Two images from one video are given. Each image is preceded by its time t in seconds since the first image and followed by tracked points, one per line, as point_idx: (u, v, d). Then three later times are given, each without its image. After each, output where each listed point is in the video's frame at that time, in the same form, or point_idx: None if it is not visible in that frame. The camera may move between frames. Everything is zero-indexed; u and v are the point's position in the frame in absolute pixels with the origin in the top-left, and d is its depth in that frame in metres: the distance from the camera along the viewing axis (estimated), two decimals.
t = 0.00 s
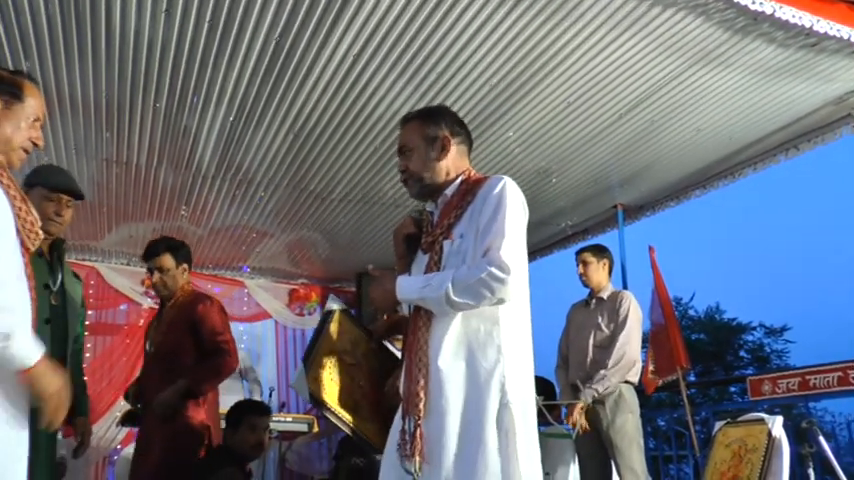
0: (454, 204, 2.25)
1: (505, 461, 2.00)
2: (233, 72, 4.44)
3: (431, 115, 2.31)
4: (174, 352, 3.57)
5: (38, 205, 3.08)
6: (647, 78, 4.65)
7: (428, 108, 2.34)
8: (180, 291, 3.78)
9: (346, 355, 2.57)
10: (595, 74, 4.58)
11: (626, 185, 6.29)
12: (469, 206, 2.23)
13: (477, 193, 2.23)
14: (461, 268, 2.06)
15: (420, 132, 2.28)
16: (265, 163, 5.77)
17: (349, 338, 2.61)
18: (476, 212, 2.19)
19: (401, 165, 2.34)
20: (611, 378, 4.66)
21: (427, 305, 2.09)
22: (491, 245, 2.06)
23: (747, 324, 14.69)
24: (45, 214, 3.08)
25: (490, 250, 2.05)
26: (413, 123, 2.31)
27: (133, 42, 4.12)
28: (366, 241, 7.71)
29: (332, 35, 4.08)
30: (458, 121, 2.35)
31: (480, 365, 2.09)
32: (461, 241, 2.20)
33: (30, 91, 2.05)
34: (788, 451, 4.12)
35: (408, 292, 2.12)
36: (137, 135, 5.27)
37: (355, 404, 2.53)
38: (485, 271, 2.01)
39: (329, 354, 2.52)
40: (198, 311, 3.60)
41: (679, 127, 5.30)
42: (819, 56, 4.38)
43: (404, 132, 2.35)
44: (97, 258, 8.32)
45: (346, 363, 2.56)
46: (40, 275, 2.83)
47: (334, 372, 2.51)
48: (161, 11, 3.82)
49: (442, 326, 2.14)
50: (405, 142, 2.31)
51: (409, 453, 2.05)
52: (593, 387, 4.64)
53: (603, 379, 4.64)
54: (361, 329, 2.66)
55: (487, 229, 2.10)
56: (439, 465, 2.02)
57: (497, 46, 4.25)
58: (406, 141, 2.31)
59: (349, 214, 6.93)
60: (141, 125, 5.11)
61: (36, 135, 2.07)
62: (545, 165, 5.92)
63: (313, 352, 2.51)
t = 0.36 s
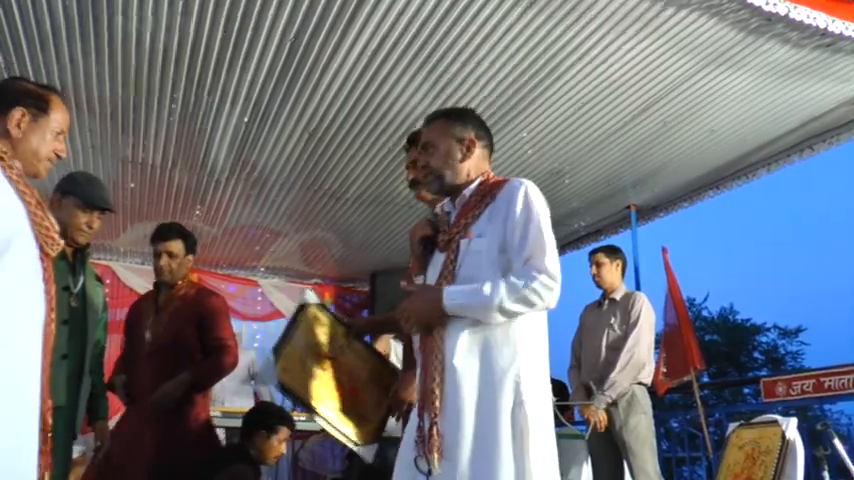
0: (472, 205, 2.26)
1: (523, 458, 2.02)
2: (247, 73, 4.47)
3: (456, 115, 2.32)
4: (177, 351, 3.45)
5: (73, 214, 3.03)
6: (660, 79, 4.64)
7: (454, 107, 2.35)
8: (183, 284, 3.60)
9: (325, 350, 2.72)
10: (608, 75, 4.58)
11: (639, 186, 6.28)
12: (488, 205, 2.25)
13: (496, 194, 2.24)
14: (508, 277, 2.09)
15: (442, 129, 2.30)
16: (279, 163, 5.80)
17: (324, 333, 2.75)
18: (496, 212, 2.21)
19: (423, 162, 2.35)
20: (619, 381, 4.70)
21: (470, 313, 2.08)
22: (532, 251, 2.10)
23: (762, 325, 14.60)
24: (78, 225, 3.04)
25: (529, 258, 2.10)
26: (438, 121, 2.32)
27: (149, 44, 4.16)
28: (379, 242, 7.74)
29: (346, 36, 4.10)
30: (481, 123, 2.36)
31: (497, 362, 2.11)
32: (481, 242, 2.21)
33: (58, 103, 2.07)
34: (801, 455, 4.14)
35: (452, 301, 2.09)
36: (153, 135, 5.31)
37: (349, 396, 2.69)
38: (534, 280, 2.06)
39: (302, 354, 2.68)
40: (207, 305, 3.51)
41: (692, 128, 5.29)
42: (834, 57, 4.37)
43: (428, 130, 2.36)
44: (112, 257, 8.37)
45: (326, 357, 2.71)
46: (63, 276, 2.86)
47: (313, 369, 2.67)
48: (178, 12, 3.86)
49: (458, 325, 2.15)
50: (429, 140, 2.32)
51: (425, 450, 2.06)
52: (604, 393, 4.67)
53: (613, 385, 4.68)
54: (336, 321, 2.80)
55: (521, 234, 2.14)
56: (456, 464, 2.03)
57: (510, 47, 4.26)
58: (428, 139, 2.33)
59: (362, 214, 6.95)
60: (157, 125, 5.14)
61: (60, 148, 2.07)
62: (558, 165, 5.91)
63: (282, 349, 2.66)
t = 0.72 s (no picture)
0: (503, 202, 2.30)
1: (545, 460, 2.09)
2: (265, 73, 4.50)
3: (483, 111, 2.33)
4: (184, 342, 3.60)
5: (105, 215, 3.02)
6: (678, 77, 4.62)
7: (483, 104, 2.36)
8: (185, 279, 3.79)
9: (284, 326, 3.31)
10: (625, 74, 4.57)
11: (657, 185, 6.25)
12: (517, 204, 2.27)
13: (527, 192, 2.27)
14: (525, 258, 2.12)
15: (472, 125, 2.32)
16: (296, 162, 5.83)
17: (292, 313, 3.38)
18: (527, 209, 2.24)
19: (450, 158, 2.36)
20: (639, 381, 4.69)
21: (482, 289, 2.12)
22: (553, 241, 2.13)
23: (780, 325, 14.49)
24: (106, 226, 3.03)
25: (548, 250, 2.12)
26: (467, 117, 2.33)
27: (167, 44, 4.19)
28: (395, 241, 7.75)
29: (362, 37, 4.13)
30: (510, 120, 2.37)
31: (525, 365, 2.17)
32: (510, 239, 2.24)
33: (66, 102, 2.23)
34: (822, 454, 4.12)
35: (465, 272, 2.12)
36: (171, 135, 5.35)
37: (293, 371, 3.23)
38: (549, 266, 2.09)
39: (260, 324, 3.29)
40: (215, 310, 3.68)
41: (710, 126, 5.27)
42: None
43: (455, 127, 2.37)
44: (130, 256, 8.43)
45: (280, 332, 3.30)
46: (90, 275, 2.95)
47: (264, 338, 3.27)
48: (196, 13, 3.89)
49: (488, 325, 2.20)
50: (457, 136, 2.33)
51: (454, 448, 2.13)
52: (621, 393, 4.67)
53: (632, 384, 4.68)
54: (307, 307, 3.42)
55: (545, 225, 2.16)
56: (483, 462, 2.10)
57: (527, 46, 4.26)
58: (457, 133, 2.35)
59: (379, 213, 6.97)
60: (175, 124, 5.18)
61: (65, 148, 2.25)
62: (576, 165, 5.90)
63: (239, 317, 3.28)
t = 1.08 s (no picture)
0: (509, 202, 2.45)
1: (561, 454, 2.30)
2: (289, 76, 4.53)
3: (499, 113, 2.52)
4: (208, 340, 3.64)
5: (120, 208, 3.04)
6: (702, 77, 4.60)
7: (500, 106, 2.54)
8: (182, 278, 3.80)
9: (290, 322, 3.22)
10: (649, 75, 4.55)
11: (680, 185, 6.21)
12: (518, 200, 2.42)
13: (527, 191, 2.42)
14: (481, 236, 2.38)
15: (485, 131, 2.52)
16: (319, 164, 5.85)
17: (300, 309, 3.27)
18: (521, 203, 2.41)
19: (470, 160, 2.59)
20: (664, 384, 4.67)
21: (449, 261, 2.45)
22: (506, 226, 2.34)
23: (806, 327, 14.33)
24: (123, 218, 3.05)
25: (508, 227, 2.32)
26: (482, 121, 2.55)
27: (192, 47, 4.22)
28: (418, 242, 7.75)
29: (386, 38, 4.14)
30: (525, 117, 2.52)
31: (545, 380, 2.35)
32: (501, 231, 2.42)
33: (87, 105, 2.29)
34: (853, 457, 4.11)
35: (443, 246, 2.49)
36: (195, 137, 5.39)
37: (297, 366, 3.12)
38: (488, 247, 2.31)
39: (265, 319, 3.20)
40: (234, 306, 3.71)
41: (735, 127, 5.23)
42: None
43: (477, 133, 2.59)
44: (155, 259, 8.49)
45: (286, 328, 3.20)
46: (117, 275, 2.99)
47: (269, 334, 3.18)
48: (219, 16, 3.92)
49: (507, 327, 2.40)
50: (474, 142, 2.57)
51: (479, 446, 2.38)
52: (647, 395, 4.66)
53: (658, 387, 4.66)
54: (315, 304, 3.31)
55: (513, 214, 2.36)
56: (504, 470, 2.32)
57: (550, 47, 4.25)
58: (474, 140, 2.56)
59: (401, 215, 6.97)
60: (199, 127, 5.21)
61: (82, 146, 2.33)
62: (598, 166, 5.87)
63: (243, 311, 3.18)
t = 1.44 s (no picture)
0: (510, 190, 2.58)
1: (546, 443, 2.33)
2: (310, 77, 4.55)
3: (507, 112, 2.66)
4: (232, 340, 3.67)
5: (118, 183, 3.09)
6: (726, 72, 4.56)
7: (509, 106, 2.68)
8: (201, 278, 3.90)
9: (302, 316, 3.33)
10: (672, 70, 4.51)
11: (704, 182, 6.16)
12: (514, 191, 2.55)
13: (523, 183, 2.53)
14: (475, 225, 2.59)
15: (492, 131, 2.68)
16: (340, 165, 5.86)
17: (314, 306, 3.41)
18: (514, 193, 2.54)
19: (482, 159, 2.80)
20: (690, 383, 4.64)
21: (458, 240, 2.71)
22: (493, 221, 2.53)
23: (833, 326, 14.16)
24: (122, 194, 3.10)
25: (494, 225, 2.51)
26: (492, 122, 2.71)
27: (214, 50, 4.24)
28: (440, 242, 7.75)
29: (406, 39, 4.14)
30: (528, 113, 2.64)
31: (535, 369, 2.40)
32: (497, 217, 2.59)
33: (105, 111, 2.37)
34: None
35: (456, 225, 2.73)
36: (217, 139, 5.42)
37: (306, 359, 3.18)
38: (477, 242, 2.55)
39: (277, 313, 3.31)
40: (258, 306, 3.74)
41: (759, 121, 5.19)
42: None
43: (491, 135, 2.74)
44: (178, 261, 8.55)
45: (297, 322, 3.31)
46: (131, 266, 3.05)
47: (280, 327, 3.27)
48: (241, 19, 3.95)
49: (505, 321, 2.50)
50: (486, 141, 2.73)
51: (486, 440, 2.51)
52: (672, 394, 4.62)
53: (683, 386, 4.63)
54: (331, 303, 3.45)
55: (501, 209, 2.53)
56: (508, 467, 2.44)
57: (571, 45, 4.24)
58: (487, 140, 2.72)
59: (423, 214, 6.98)
60: (221, 129, 5.25)
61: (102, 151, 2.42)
62: (620, 163, 5.83)
63: (255, 305, 3.29)
